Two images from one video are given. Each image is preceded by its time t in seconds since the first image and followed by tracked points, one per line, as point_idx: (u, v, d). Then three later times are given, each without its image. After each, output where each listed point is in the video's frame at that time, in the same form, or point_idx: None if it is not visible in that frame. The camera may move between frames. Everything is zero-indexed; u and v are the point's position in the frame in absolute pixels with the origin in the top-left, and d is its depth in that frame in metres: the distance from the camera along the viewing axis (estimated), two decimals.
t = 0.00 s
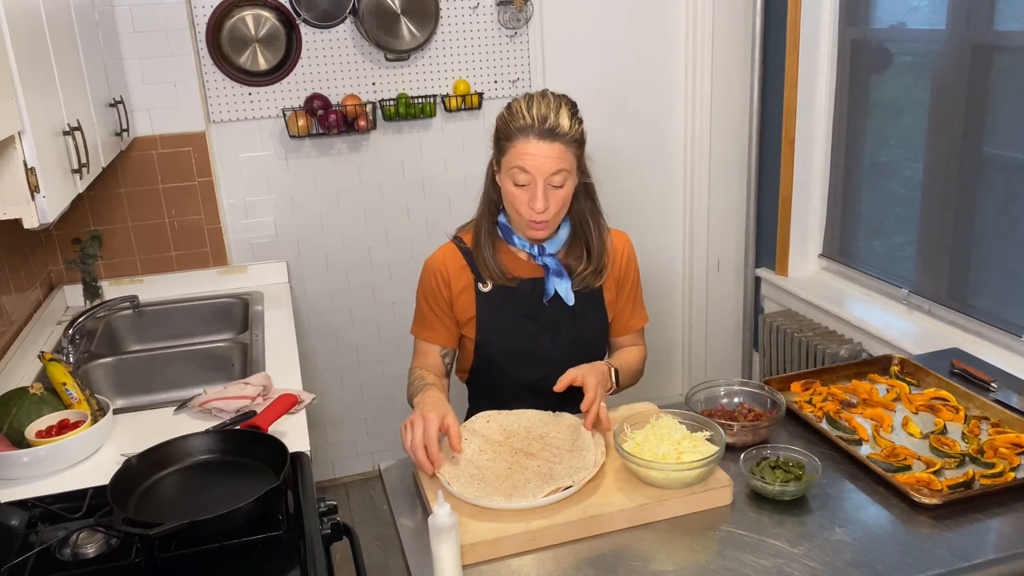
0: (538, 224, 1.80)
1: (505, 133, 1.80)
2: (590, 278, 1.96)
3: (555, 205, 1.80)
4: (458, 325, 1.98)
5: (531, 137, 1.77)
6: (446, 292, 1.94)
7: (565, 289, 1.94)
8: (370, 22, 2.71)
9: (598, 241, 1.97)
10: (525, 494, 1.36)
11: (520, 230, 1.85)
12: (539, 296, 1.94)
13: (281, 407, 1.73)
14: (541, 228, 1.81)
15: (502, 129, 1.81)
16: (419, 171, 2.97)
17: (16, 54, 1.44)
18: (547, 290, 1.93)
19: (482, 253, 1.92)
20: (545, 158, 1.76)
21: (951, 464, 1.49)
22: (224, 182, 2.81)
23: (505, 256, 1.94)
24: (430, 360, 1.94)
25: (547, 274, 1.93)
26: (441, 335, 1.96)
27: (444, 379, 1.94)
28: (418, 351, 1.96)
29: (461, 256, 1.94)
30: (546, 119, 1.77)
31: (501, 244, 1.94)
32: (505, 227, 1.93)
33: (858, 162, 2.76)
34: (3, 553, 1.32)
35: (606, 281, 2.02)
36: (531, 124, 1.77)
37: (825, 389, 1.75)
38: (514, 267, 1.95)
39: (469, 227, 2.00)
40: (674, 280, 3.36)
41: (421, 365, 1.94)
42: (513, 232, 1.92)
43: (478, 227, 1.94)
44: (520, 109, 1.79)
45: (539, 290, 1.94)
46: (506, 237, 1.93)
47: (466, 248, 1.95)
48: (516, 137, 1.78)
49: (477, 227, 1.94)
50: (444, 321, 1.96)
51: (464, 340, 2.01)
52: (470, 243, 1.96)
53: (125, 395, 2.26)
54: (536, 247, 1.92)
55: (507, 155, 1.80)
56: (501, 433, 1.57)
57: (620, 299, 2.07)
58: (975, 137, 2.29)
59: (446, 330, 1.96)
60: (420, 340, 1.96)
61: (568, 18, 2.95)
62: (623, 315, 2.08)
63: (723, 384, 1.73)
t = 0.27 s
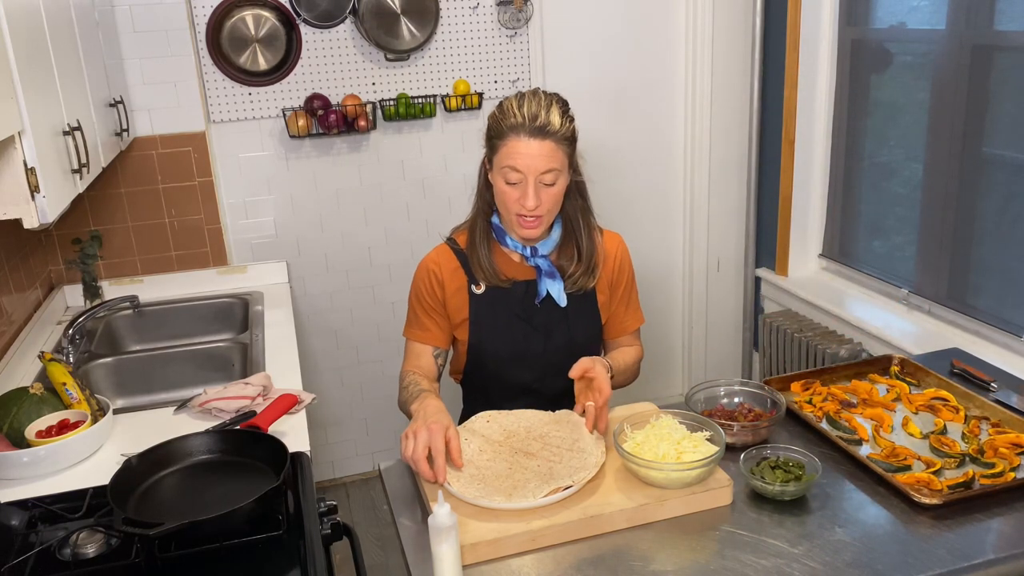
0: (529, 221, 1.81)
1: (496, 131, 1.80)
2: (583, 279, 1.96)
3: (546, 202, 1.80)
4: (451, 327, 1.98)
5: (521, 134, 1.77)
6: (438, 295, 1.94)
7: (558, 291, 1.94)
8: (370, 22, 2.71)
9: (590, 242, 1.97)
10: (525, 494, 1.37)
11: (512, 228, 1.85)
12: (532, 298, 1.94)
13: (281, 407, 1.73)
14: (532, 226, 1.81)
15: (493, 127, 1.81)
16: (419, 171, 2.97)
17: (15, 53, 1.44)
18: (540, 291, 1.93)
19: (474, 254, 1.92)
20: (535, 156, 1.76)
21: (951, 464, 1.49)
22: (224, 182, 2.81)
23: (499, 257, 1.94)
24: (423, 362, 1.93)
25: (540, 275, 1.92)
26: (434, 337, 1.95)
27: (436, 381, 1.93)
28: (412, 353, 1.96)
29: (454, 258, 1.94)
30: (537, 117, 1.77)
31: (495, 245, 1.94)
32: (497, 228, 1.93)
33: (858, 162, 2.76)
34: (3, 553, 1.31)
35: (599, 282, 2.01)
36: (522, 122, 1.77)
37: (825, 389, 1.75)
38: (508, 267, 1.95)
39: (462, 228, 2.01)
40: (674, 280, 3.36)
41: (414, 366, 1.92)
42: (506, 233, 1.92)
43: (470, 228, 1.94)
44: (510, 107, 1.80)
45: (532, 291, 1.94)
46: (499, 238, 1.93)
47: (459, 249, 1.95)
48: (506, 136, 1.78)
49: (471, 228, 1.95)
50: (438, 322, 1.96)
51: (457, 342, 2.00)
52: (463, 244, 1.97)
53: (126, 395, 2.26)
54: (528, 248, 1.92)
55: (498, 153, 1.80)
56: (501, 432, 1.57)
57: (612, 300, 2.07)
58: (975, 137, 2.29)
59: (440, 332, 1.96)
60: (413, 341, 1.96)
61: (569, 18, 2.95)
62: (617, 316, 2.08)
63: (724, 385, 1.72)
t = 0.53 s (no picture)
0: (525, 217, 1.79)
1: (490, 129, 1.82)
2: (579, 280, 1.96)
3: (541, 196, 1.79)
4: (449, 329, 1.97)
5: (515, 130, 1.78)
6: (435, 298, 1.93)
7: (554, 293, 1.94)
8: (370, 22, 2.72)
9: (585, 243, 1.98)
10: (525, 493, 1.37)
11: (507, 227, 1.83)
12: (529, 300, 1.94)
13: (281, 407, 1.73)
14: (527, 221, 1.80)
15: (486, 126, 1.83)
16: (419, 171, 2.97)
17: (15, 53, 1.44)
18: (537, 292, 1.93)
19: (471, 257, 1.92)
20: (529, 150, 1.77)
21: (951, 464, 1.49)
22: (224, 182, 2.81)
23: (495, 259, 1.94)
24: (420, 365, 1.93)
25: (536, 277, 1.93)
26: (430, 341, 1.94)
27: (434, 383, 1.93)
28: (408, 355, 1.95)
29: (450, 261, 1.94)
30: (530, 113, 1.79)
31: (490, 246, 1.94)
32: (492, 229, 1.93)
33: (858, 162, 2.75)
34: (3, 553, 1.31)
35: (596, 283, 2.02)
36: (515, 118, 1.79)
37: (825, 389, 1.75)
38: (505, 270, 1.95)
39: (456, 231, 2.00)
40: (674, 280, 3.36)
41: (410, 370, 1.92)
42: (502, 235, 1.93)
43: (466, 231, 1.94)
44: (503, 106, 1.82)
45: (528, 293, 1.94)
46: (495, 240, 1.93)
47: (454, 251, 1.95)
48: (500, 133, 1.79)
49: (466, 230, 1.95)
50: (435, 326, 1.95)
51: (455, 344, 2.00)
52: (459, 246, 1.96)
53: (126, 395, 2.26)
54: (524, 249, 1.92)
55: (492, 151, 1.81)
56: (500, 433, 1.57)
57: (608, 303, 2.07)
58: (975, 137, 2.29)
59: (437, 335, 1.96)
60: (409, 344, 1.95)
61: (569, 18, 2.95)
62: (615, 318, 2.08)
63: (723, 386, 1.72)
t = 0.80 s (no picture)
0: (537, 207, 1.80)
1: (492, 123, 1.83)
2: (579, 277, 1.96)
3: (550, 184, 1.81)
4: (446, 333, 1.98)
5: (519, 121, 1.80)
6: (433, 302, 1.94)
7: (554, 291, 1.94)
8: (370, 22, 2.72)
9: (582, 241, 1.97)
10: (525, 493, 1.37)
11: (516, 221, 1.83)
12: (528, 301, 1.94)
13: (281, 407, 1.73)
14: (539, 211, 1.80)
15: (487, 121, 1.84)
16: (419, 171, 2.97)
17: (15, 53, 1.44)
18: (537, 292, 1.93)
19: (468, 259, 1.92)
20: (535, 138, 1.79)
21: (951, 464, 1.49)
22: (224, 182, 2.81)
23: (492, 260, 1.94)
24: (415, 370, 1.95)
25: (535, 276, 1.92)
26: (427, 345, 1.96)
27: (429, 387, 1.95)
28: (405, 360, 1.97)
29: (446, 265, 1.94)
30: (531, 104, 1.82)
31: (487, 248, 1.94)
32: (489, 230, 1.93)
33: (858, 162, 2.75)
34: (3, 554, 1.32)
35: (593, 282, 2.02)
36: (517, 110, 1.81)
37: (825, 389, 1.75)
38: (503, 271, 1.95)
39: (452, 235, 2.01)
40: (674, 280, 3.36)
41: (405, 374, 1.94)
42: (499, 235, 1.92)
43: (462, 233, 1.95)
44: (503, 101, 1.84)
45: (527, 293, 1.93)
46: (492, 241, 1.93)
47: (451, 254, 1.95)
48: (503, 126, 1.81)
49: (461, 233, 1.95)
50: (432, 331, 1.97)
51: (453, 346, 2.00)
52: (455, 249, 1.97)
53: (126, 395, 2.26)
54: (522, 249, 1.92)
55: (496, 144, 1.82)
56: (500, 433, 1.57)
57: (605, 304, 2.08)
58: (975, 137, 2.29)
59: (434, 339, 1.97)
60: (406, 349, 1.97)
61: (569, 18, 2.95)
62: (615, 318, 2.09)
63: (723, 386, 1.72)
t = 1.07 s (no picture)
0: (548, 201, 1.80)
1: (499, 120, 1.83)
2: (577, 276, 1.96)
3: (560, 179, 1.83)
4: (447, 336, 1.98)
5: (528, 117, 1.82)
6: (432, 306, 1.94)
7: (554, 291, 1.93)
8: (370, 22, 2.72)
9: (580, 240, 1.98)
10: (525, 493, 1.36)
11: (527, 218, 1.83)
12: (527, 301, 1.93)
13: (280, 407, 1.73)
14: (550, 207, 1.81)
15: (494, 118, 1.84)
16: (419, 171, 2.97)
17: (15, 53, 1.44)
18: (537, 292, 1.92)
19: (466, 262, 1.92)
20: (544, 133, 1.81)
21: (951, 464, 1.49)
22: (224, 182, 2.81)
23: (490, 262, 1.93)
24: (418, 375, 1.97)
25: (535, 277, 1.92)
26: (429, 350, 1.98)
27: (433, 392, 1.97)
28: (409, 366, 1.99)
29: (444, 268, 1.94)
30: (537, 101, 1.84)
31: (485, 250, 1.93)
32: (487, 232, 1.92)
33: (858, 162, 2.75)
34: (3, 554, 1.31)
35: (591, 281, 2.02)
36: (524, 107, 1.83)
37: (825, 389, 1.75)
38: (502, 272, 1.94)
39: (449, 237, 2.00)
40: (674, 280, 3.36)
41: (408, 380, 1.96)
42: (497, 237, 1.91)
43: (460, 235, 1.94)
44: (508, 98, 1.85)
45: (526, 294, 1.93)
46: (490, 243, 1.92)
47: (448, 258, 1.95)
48: (512, 122, 1.82)
49: (460, 234, 1.94)
50: (434, 337, 1.97)
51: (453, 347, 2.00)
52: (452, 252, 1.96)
53: (126, 395, 2.26)
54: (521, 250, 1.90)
55: (505, 141, 1.82)
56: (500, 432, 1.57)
57: (606, 304, 2.08)
58: (974, 137, 2.29)
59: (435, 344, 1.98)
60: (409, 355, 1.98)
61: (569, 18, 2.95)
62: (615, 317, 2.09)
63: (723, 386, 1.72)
